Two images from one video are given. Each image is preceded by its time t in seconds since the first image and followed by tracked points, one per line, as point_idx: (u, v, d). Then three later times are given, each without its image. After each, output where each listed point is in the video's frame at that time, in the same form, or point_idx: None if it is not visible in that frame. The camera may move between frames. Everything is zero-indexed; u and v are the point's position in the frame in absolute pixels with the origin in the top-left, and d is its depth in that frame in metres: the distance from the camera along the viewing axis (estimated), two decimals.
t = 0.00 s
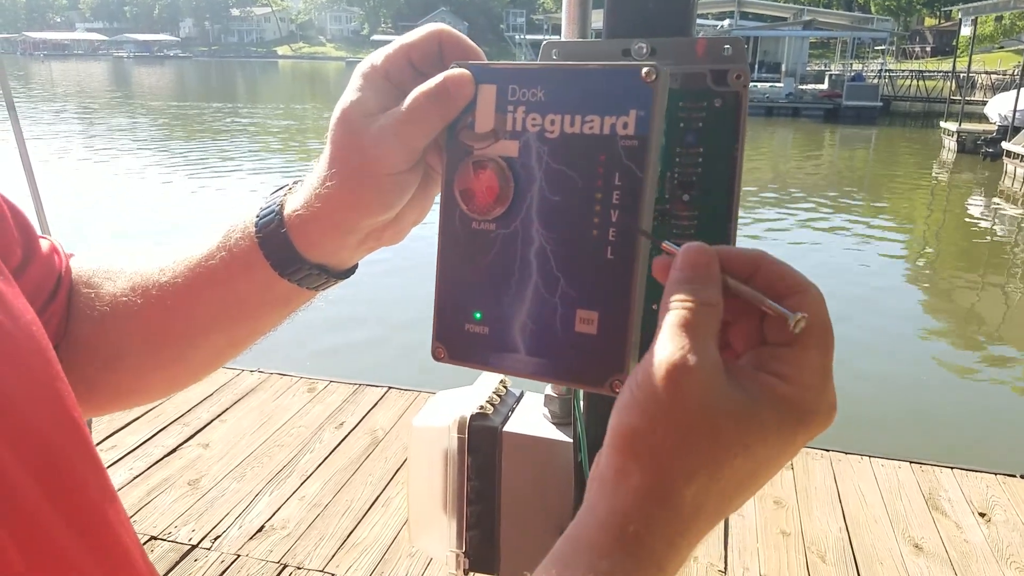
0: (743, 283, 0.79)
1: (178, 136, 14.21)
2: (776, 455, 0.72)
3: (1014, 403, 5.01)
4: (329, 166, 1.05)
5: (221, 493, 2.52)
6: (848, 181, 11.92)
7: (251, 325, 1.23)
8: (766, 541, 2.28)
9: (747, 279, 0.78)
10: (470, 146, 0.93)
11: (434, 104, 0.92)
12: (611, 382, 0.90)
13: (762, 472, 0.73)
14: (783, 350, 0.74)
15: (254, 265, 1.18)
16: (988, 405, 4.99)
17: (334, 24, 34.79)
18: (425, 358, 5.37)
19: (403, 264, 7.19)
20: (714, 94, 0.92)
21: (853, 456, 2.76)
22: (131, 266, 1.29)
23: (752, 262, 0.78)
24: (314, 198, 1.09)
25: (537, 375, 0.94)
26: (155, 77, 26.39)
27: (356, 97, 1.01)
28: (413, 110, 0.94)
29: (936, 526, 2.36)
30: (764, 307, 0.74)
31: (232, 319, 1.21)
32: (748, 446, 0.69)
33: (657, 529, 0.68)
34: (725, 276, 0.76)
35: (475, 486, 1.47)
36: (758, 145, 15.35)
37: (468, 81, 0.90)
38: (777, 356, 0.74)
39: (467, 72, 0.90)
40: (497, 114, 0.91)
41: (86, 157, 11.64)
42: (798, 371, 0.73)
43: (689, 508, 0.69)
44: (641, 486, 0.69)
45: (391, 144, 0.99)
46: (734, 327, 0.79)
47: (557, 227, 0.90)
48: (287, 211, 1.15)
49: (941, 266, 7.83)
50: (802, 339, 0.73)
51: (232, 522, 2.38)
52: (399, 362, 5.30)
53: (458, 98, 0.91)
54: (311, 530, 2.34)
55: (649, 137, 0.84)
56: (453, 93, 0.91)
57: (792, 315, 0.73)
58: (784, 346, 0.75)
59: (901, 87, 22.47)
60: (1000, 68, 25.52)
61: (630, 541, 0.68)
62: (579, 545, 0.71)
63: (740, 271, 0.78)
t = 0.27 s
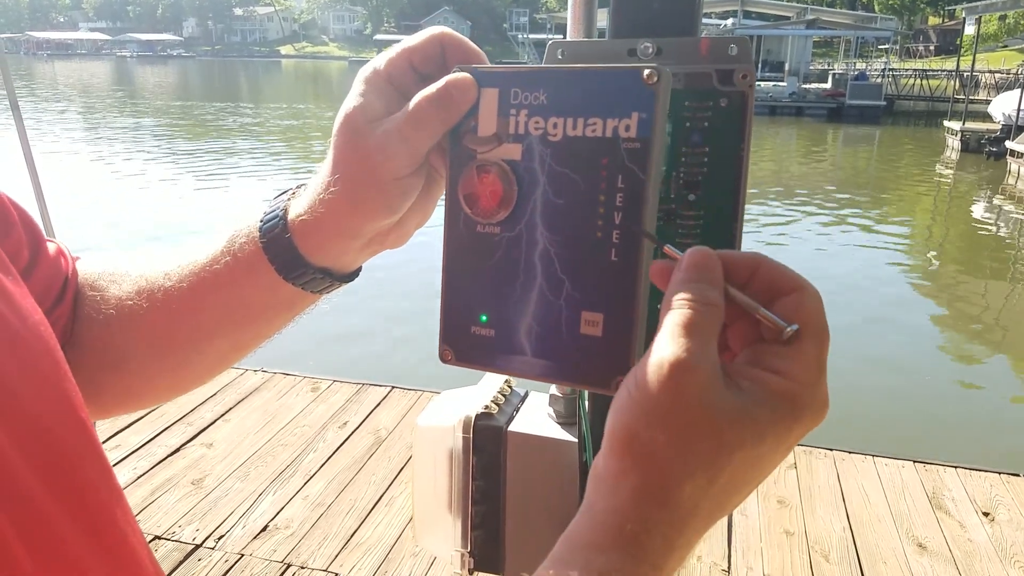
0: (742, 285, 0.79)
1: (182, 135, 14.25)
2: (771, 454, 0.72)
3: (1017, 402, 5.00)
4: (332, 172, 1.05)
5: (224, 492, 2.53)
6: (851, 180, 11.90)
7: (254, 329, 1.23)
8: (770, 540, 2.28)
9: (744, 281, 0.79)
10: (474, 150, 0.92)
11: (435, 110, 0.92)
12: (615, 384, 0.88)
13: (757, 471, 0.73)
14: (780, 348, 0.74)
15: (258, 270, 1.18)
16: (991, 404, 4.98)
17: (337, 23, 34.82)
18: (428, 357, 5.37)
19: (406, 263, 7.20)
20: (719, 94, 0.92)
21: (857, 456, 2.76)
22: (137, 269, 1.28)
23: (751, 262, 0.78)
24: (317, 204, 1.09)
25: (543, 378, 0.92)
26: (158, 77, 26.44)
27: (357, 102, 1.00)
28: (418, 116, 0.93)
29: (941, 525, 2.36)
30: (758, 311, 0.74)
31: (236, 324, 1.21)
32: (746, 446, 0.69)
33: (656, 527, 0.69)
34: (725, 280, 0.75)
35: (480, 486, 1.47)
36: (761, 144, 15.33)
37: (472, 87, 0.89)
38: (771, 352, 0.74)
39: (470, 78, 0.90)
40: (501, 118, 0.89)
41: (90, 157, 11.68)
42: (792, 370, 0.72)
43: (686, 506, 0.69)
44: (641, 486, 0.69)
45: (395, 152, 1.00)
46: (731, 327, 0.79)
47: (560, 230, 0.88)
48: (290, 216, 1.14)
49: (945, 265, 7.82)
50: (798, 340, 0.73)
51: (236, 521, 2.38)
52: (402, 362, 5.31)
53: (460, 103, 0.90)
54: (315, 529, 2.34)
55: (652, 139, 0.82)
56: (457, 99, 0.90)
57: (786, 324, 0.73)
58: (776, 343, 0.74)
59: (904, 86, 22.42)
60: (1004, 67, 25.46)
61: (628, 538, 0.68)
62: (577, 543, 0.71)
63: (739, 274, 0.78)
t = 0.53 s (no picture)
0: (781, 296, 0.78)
1: (187, 135, 14.29)
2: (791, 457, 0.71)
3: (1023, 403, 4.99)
4: (327, 184, 1.06)
5: (228, 491, 2.53)
6: (856, 180, 11.88)
7: (255, 333, 1.23)
8: (774, 541, 2.28)
9: (784, 291, 0.78)
10: (462, 164, 0.90)
11: (420, 124, 0.91)
12: (609, 399, 0.84)
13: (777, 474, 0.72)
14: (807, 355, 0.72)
15: (261, 275, 1.18)
16: (996, 405, 4.96)
17: (341, 23, 34.85)
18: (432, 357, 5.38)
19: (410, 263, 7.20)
20: (721, 97, 0.91)
21: (861, 456, 2.75)
22: (138, 269, 1.28)
23: (794, 273, 0.77)
24: (313, 216, 1.10)
25: (538, 389, 0.90)
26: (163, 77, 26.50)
27: (346, 117, 1.01)
28: (404, 132, 0.93)
29: (945, 527, 2.35)
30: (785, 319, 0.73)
31: (238, 328, 1.22)
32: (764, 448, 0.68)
33: (670, 526, 0.68)
34: (756, 287, 0.74)
35: (482, 487, 1.47)
36: (766, 144, 15.30)
37: (456, 101, 0.88)
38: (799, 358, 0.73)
39: (453, 91, 0.88)
40: (486, 132, 0.87)
41: (95, 157, 11.72)
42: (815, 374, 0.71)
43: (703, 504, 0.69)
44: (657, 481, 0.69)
45: (384, 167, 1.00)
46: (760, 330, 0.77)
47: (547, 246, 0.85)
48: (289, 225, 1.15)
49: (950, 265, 7.79)
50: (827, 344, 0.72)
51: (241, 520, 2.39)
52: (406, 361, 5.31)
53: (445, 118, 0.89)
54: (319, 528, 2.35)
55: (632, 157, 0.77)
56: (441, 113, 0.89)
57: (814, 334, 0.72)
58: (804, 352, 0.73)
59: (909, 85, 22.36)
60: (1010, 67, 25.36)
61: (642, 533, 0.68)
62: (590, 538, 0.71)
63: (780, 284, 0.78)
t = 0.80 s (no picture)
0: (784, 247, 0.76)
1: (192, 136, 14.34)
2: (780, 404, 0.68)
3: None
4: (313, 199, 1.06)
5: (233, 493, 2.54)
6: (860, 180, 11.87)
7: (248, 336, 1.24)
8: (778, 542, 2.28)
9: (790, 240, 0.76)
10: (439, 187, 0.87)
11: (392, 151, 0.90)
12: (575, 425, 0.81)
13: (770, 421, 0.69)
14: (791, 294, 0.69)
15: (255, 277, 1.18)
16: (1002, 405, 4.95)
17: (345, 25, 34.92)
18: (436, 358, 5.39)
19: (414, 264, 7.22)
20: (725, 97, 1.05)
21: (866, 457, 2.75)
22: (132, 271, 1.28)
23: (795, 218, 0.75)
24: (300, 230, 1.11)
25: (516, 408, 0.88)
26: (168, 79, 26.58)
27: (326, 139, 1.00)
28: (381, 158, 0.92)
29: (950, 527, 2.34)
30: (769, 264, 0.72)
31: (231, 332, 1.23)
32: (748, 394, 0.66)
33: (664, 454, 0.67)
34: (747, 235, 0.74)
35: (486, 488, 1.46)
36: (770, 144, 15.30)
37: (428, 128, 0.85)
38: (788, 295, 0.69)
39: (426, 118, 0.85)
40: (458, 159, 0.83)
41: (100, 159, 11.76)
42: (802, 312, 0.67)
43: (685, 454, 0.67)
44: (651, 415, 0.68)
45: (364, 187, 0.99)
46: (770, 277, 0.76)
47: (517, 279, 0.80)
48: (280, 232, 1.15)
49: (955, 265, 7.78)
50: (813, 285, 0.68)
51: (245, 521, 2.39)
52: (410, 361, 5.31)
53: (418, 144, 0.87)
54: (323, 530, 2.35)
55: (589, 202, 0.70)
56: (412, 141, 0.87)
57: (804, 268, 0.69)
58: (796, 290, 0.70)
59: (914, 85, 22.33)
60: (1014, 66, 25.31)
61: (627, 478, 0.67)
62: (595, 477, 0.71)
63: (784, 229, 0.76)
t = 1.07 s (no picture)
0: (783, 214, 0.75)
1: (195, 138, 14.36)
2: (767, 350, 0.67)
3: None
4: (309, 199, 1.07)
5: (235, 494, 2.54)
6: (863, 182, 11.86)
7: (245, 332, 1.24)
8: (780, 545, 2.27)
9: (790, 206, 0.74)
10: (435, 191, 0.87)
11: (389, 156, 0.90)
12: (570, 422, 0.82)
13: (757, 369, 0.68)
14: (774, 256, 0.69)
15: (252, 274, 1.19)
16: (1004, 407, 4.94)
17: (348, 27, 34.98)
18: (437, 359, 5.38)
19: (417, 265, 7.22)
20: (727, 102, 1.07)
21: (868, 459, 2.74)
22: (130, 267, 1.28)
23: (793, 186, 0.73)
24: (297, 229, 1.12)
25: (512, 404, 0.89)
26: (171, 80, 26.63)
27: (322, 143, 1.00)
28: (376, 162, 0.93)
29: (954, 530, 2.34)
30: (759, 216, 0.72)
31: (229, 327, 1.23)
32: (724, 339, 0.66)
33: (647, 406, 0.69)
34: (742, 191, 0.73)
35: (489, 492, 1.42)
36: (772, 146, 15.29)
37: (423, 134, 0.85)
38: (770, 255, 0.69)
39: (420, 123, 0.85)
40: (452, 164, 0.83)
41: (103, 159, 11.78)
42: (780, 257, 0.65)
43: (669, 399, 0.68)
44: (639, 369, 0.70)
45: (362, 187, 1.00)
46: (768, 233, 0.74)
47: (511, 280, 0.82)
48: (277, 230, 1.16)
49: (958, 267, 7.76)
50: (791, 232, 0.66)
51: (247, 523, 2.39)
52: (412, 362, 5.31)
53: (412, 150, 0.87)
54: (325, 532, 2.35)
55: (582, 209, 0.72)
56: (407, 145, 0.87)
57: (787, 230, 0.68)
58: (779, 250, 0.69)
59: (916, 87, 22.31)
60: (1017, 69, 25.27)
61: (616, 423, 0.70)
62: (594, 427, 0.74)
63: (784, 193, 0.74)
